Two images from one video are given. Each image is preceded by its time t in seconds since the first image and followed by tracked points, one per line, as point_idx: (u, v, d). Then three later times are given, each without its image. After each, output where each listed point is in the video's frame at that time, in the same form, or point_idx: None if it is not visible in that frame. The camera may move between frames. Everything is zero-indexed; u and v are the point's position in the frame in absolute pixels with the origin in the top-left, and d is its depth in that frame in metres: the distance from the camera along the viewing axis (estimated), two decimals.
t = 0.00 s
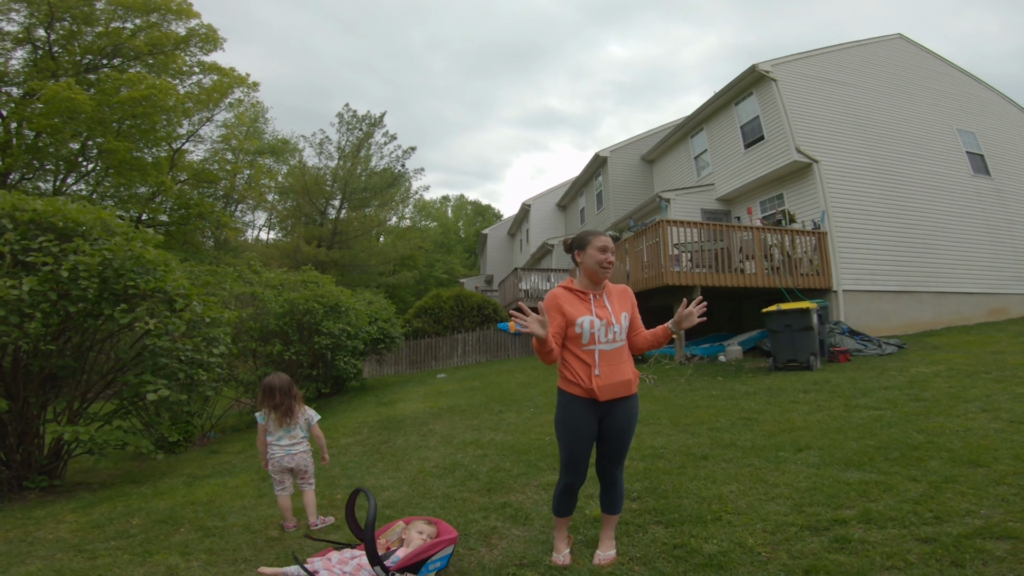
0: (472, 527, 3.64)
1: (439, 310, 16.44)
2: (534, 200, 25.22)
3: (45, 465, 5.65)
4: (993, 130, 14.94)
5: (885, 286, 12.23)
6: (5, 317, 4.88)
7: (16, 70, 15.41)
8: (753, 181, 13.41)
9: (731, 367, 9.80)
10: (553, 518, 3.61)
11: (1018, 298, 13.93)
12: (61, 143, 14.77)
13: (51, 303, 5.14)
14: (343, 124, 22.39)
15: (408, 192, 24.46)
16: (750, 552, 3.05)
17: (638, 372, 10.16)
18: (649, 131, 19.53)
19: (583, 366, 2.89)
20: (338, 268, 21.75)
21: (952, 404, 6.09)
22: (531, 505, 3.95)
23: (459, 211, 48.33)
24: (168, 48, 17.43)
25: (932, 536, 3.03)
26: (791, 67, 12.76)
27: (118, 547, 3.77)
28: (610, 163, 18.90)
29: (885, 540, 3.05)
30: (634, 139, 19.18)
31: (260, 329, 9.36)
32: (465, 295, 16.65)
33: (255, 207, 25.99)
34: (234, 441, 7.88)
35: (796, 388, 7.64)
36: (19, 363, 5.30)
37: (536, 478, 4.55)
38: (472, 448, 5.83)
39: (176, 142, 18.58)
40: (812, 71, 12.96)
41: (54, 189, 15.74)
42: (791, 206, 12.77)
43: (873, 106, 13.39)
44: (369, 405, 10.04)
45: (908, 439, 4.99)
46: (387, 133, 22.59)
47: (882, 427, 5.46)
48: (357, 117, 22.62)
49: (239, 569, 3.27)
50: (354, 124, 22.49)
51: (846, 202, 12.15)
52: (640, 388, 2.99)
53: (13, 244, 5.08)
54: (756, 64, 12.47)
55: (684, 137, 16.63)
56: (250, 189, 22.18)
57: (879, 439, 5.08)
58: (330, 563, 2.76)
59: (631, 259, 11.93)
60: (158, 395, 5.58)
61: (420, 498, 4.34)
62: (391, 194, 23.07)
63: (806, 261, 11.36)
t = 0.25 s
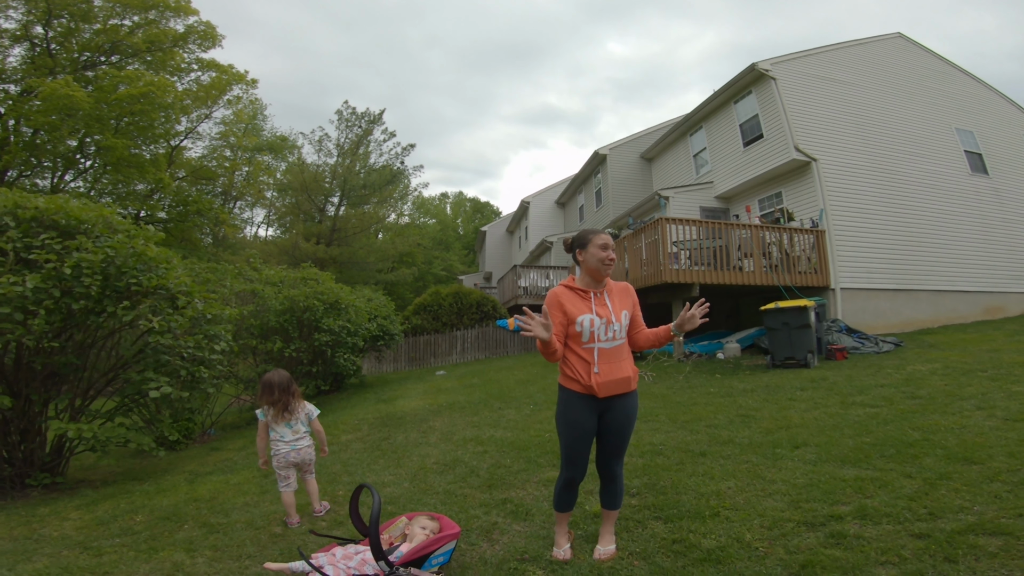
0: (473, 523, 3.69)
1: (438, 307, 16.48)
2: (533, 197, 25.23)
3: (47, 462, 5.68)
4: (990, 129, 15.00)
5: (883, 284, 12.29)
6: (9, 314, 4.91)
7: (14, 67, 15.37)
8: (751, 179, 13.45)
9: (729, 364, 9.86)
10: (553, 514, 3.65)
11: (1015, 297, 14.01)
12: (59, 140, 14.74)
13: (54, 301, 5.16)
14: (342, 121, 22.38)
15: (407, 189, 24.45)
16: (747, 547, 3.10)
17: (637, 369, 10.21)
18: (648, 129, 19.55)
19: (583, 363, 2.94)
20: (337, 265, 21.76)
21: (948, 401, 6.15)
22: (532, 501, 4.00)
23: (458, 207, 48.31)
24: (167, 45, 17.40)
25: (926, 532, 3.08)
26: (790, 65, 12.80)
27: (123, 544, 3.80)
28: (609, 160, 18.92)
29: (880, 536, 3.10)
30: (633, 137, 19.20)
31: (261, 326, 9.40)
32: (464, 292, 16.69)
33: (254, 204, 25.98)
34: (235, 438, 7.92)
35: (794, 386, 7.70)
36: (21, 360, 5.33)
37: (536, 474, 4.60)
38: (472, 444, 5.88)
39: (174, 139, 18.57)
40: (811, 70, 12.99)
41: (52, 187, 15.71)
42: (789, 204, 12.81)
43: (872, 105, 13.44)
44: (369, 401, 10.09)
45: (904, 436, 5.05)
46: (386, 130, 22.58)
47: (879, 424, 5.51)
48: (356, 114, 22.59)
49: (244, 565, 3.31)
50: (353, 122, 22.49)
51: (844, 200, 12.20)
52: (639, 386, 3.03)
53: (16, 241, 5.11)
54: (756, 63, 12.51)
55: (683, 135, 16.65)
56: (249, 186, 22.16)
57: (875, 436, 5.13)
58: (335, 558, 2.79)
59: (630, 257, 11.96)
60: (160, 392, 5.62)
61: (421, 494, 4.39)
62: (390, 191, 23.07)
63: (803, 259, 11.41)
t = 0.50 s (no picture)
0: (472, 520, 3.74)
1: (441, 306, 16.54)
2: (536, 196, 25.27)
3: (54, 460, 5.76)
4: (994, 129, 14.96)
5: (885, 284, 12.29)
6: (17, 313, 5.01)
7: (19, 67, 15.48)
8: (754, 178, 13.45)
9: (731, 364, 9.88)
10: (551, 512, 3.70)
11: (1019, 297, 13.97)
12: (65, 140, 14.85)
13: (61, 300, 5.24)
14: (346, 121, 22.47)
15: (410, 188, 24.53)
16: (741, 547, 3.15)
17: (638, 368, 10.25)
18: (651, 128, 19.56)
19: (578, 362, 3.00)
20: (340, 264, 21.87)
21: (947, 402, 6.17)
22: (530, 499, 4.05)
23: (461, 206, 48.37)
24: (171, 45, 17.50)
25: (918, 532, 3.12)
26: (793, 65, 12.80)
27: (129, 541, 3.87)
28: (612, 160, 18.94)
29: (872, 536, 3.14)
30: (636, 136, 19.21)
31: (265, 325, 9.50)
32: (467, 291, 16.76)
33: (258, 203, 26.10)
34: (239, 436, 7.99)
35: (795, 386, 7.72)
36: (29, 359, 5.42)
37: (535, 473, 4.66)
38: (473, 443, 5.94)
39: (179, 139, 18.69)
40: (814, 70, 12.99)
41: (58, 186, 15.83)
42: (792, 204, 12.81)
43: (875, 104, 13.43)
44: (371, 400, 10.17)
45: (901, 436, 5.08)
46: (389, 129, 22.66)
47: (877, 425, 5.54)
48: (360, 114, 22.67)
49: (246, 561, 3.37)
50: (356, 121, 22.57)
51: (847, 200, 12.20)
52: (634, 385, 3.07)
53: (24, 242, 5.19)
54: (758, 63, 12.52)
55: (686, 134, 16.66)
56: (253, 185, 22.26)
57: (873, 436, 5.16)
58: (335, 553, 2.85)
59: (632, 256, 11.99)
60: (166, 390, 5.71)
61: (422, 492, 4.45)
62: (393, 190, 23.14)
63: (806, 259, 11.41)
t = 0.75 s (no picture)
0: (473, 516, 3.84)
1: (448, 307, 16.67)
2: (542, 197, 25.35)
3: (69, 458, 5.91)
4: (1004, 128, 14.87)
5: (893, 284, 12.26)
6: (34, 315, 5.16)
7: (32, 71, 15.74)
8: (760, 179, 13.46)
9: (735, 365, 9.91)
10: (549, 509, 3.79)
11: None
12: (78, 143, 15.09)
13: (77, 302, 5.39)
14: (353, 123, 22.64)
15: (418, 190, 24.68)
16: (732, 544, 3.22)
17: (643, 369, 10.31)
18: (658, 129, 19.59)
19: (571, 359, 3.09)
20: (349, 265, 22.05)
21: (950, 403, 6.19)
22: (530, 496, 4.15)
23: (469, 207, 48.52)
24: (181, 48, 17.74)
25: (907, 532, 3.18)
26: (798, 65, 12.80)
27: (141, 535, 4.00)
28: (618, 161, 18.98)
29: (862, 535, 3.21)
30: (643, 137, 19.24)
31: (275, 326, 9.66)
32: (474, 292, 16.87)
33: (268, 205, 26.35)
34: (249, 435, 8.14)
35: (798, 386, 7.76)
36: (46, 358, 5.58)
37: (536, 471, 4.75)
38: (477, 442, 6.04)
39: (189, 141, 18.95)
40: (820, 70, 12.99)
41: (71, 188, 16.07)
42: (798, 204, 12.81)
43: (883, 104, 13.39)
44: (378, 400, 10.29)
45: (900, 437, 5.12)
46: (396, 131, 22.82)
47: (877, 425, 5.57)
48: (367, 116, 22.85)
49: (253, 554, 3.48)
50: (364, 123, 22.75)
51: (854, 200, 12.18)
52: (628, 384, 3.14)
53: (41, 245, 5.35)
54: (763, 63, 12.54)
55: (692, 135, 16.68)
56: (262, 187, 22.50)
57: (872, 437, 5.20)
58: (337, 545, 2.96)
59: (637, 257, 12.05)
60: (178, 389, 5.86)
61: (425, 489, 4.56)
62: (401, 192, 23.30)
63: (812, 260, 11.40)
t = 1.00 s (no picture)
0: (478, 512, 3.92)
1: (456, 308, 16.76)
2: (550, 198, 25.40)
3: (86, 455, 6.05)
4: (1014, 125, 14.75)
5: (903, 282, 12.20)
6: (53, 316, 5.28)
7: (45, 75, 15.99)
8: (767, 178, 13.44)
9: (743, 364, 9.91)
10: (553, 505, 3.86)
11: None
12: (91, 147, 15.31)
13: (94, 303, 5.52)
14: (361, 125, 22.77)
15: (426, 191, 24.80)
16: (731, 539, 3.27)
17: (650, 368, 10.33)
18: (664, 129, 19.58)
19: (573, 355, 3.16)
20: (357, 267, 22.20)
21: (957, 402, 6.17)
22: (534, 492, 4.22)
23: (477, 207, 48.62)
24: (190, 52, 17.96)
25: (906, 528, 3.22)
26: (804, 64, 12.78)
27: (156, 530, 4.10)
28: (625, 161, 19.00)
29: (860, 531, 3.25)
30: (649, 137, 19.24)
31: (285, 327, 9.80)
32: (482, 292, 16.95)
33: (277, 207, 26.59)
34: (260, 434, 8.25)
35: (805, 385, 7.76)
36: (64, 358, 5.70)
37: (541, 468, 4.81)
38: (483, 440, 6.11)
39: (200, 144, 19.18)
40: (826, 68, 12.95)
41: (85, 192, 16.28)
42: (806, 203, 12.77)
43: (890, 102, 13.33)
44: (387, 400, 10.40)
45: (905, 435, 5.13)
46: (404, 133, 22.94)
47: (883, 424, 5.57)
48: (374, 118, 22.97)
49: (264, 547, 3.57)
50: (371, 125, 22.84)
51: (862, 199, 12.13)
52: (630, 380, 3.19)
53: (58, 248, 5.48)
54: (769, 62, 12.53)
55: (698, 135, 16.67)
56: (272, 189, 22.70)
57: (876, 435, 5.21)
58: (344, 538, 3.05)
59: (644, 257, 12.07)
60: (191, 388, 5.98)
61: (431, 486, 4.64)
62: (409, 193, 23.42)
63: (820, 259, 11.36)
